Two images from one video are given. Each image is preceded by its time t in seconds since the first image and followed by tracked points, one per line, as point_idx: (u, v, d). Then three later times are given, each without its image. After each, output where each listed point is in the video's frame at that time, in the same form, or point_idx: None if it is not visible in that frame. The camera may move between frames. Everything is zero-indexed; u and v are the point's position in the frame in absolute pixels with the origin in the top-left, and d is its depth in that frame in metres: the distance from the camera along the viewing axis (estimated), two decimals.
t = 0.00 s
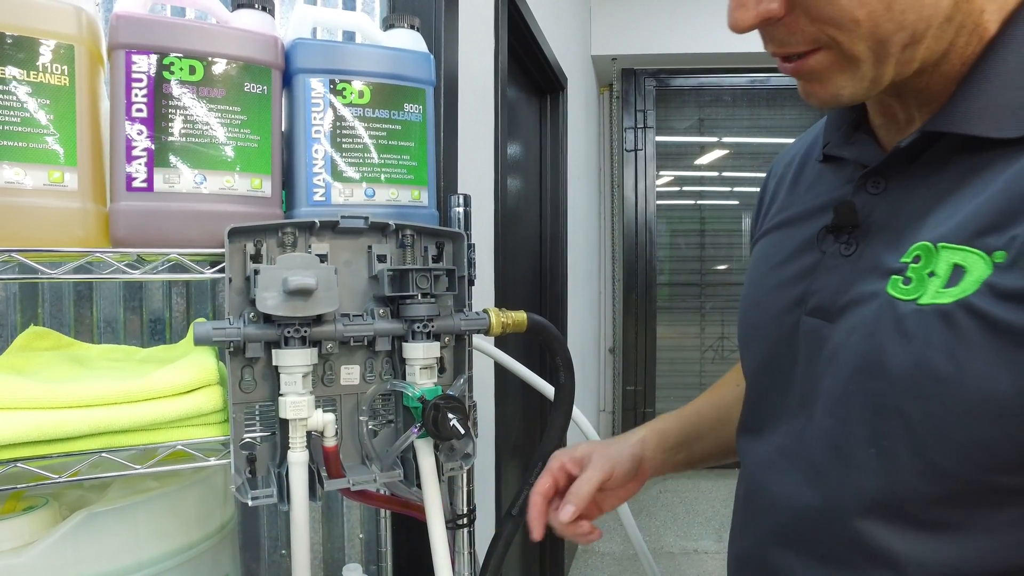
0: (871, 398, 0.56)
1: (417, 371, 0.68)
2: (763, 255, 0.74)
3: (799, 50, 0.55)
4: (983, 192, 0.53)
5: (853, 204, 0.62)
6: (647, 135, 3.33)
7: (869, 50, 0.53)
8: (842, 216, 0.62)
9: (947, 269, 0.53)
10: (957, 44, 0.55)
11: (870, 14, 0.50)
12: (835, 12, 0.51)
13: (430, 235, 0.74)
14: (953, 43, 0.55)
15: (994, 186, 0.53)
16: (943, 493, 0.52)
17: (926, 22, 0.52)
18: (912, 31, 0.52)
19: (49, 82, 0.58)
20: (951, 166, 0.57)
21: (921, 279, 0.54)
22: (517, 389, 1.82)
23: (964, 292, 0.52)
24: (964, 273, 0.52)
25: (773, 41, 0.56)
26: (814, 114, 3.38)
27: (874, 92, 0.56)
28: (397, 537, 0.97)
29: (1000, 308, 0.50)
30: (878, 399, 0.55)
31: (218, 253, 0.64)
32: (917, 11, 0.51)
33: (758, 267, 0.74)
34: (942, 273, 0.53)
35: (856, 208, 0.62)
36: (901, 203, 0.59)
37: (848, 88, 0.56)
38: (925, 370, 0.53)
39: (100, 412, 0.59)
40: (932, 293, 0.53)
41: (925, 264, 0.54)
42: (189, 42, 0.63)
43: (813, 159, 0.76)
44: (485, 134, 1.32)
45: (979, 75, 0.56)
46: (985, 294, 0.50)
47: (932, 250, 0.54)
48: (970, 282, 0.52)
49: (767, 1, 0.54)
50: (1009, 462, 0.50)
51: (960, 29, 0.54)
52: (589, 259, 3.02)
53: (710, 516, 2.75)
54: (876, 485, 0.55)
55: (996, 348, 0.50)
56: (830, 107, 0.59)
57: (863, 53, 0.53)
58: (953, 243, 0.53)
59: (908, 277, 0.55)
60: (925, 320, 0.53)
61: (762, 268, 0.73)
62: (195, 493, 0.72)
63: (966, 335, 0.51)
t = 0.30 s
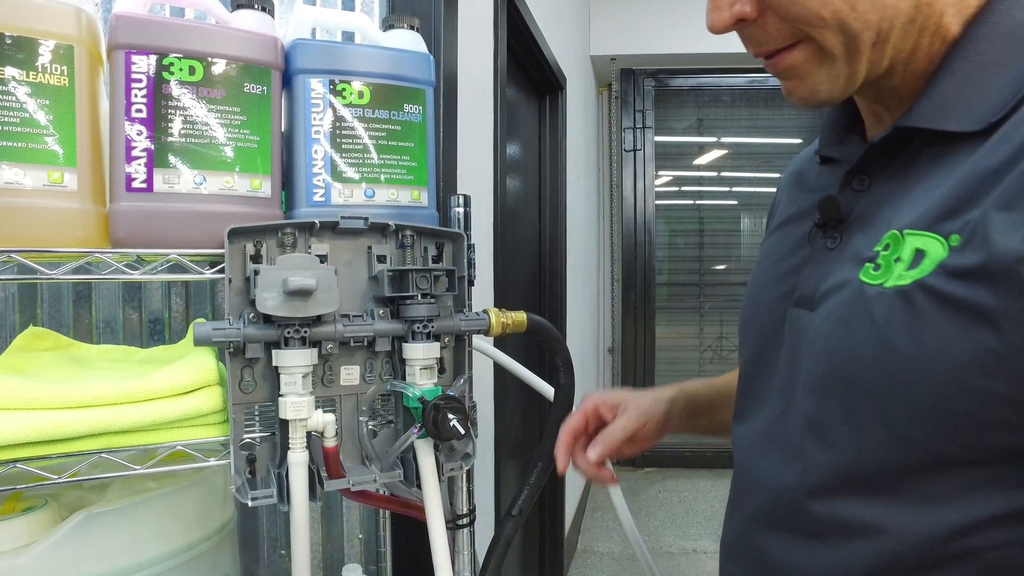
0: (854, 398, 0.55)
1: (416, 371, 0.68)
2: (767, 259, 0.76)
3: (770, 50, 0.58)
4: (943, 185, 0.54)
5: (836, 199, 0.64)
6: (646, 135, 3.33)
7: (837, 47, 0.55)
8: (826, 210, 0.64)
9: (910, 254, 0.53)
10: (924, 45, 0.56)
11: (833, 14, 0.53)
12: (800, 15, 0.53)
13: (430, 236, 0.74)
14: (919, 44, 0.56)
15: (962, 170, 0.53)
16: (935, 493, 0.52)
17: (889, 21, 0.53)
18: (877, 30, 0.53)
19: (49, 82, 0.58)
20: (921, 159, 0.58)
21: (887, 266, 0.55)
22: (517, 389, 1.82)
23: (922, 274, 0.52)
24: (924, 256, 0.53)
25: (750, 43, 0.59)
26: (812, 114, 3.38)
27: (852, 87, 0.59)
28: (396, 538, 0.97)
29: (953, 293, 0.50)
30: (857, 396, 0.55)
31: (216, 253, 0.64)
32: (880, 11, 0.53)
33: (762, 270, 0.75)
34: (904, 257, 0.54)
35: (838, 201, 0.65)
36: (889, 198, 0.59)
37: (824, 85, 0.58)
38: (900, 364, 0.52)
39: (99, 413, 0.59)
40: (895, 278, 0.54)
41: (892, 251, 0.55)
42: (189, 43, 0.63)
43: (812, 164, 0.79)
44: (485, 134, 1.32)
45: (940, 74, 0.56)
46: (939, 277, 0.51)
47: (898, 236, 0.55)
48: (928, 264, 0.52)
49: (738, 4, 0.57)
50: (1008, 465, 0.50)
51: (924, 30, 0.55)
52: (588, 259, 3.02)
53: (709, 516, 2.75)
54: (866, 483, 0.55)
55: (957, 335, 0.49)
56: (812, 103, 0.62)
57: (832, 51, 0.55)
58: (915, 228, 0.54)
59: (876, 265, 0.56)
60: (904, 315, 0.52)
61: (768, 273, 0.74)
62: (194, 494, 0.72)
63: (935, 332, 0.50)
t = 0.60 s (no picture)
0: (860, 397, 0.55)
1: (421, 373, 0.67)
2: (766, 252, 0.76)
3: (775, 42, 0.62)
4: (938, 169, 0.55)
5: (831, 185, 0.66)
6: (646, 135, 3.33)
7: (837, 41, 0.59)
8: (821, 196, 0.66)
9: (904, 232, 0.55)
10: (921, 42, 0.60)
11: (835, 7, 0.56)
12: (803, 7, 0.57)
13: (434, 236, 0.74)
14: (917, 41, 0.59)
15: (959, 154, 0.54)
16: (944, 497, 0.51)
17: (889, 18, 0.56)
18: (878, 24, 0.57)
19: (51, 82, 0.57)
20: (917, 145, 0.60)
21: (882, 244, 0.56)
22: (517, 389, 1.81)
23: (916, 249, 0.53)
24: (919, 233, 0.54)
25: (756, 35, 0.64)
26: (812, 114, 3.38)
27: (851, 81, 0.62)
28: (398, 540, 0.97)
29: (959, 283, 0.50)
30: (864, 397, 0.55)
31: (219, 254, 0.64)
32: (880, 8, 0.56)
33: (761, 261, 0.76)
34: (899, 234, 0.55)
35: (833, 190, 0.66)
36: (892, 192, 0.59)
37: (822, 77, 0.62)
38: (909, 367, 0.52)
39: (102, 416, 0.59)
40: (890, 255, 0.55)
41: (887, 230, 0.56)
42: (192, 42, 0.63)
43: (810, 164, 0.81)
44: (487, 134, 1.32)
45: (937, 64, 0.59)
46: (941, 256, 0.51)
47: (893, 216, 0.56)
48: (923, 240, 0.53)
49: None
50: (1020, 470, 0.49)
51: (922, 27, 0.58)
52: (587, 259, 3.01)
53: (710, 516, 2.75)
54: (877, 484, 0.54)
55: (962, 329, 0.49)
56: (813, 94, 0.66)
57: (831, 44, 0.59)
58: (911, 208, 0.55)
59: (872, 244, 0.57)
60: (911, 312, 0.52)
61: (764, 267, 0.75)
62: (196, 497, 0.71)
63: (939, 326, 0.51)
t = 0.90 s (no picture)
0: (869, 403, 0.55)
1: (424, 378, 0.67)
2: (763, 251, 0.78)
3: (766, 40, 0.62)
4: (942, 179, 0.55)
5: (828, 191, 0.66)
6: (647, 135, 3.32)
7: (831, 40, 0.59)
8: (818, 203, 0.66)
9: (905, 246, 0.55)
10: (916, 45, 0.59)
11: (828, 6, 0.56)
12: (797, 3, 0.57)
13: (437, 240, 0.73)
14: (914, 42, 0.59)
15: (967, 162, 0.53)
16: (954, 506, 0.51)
17: (885, 18, 0.56)
18: (872, 25, 0.57)
19: (52, 85, 0.57)
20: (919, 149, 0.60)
21: (882, 258, 0.56)
22: (518, 390, 1.81)
23: (920, 266, 0.53)
24: (921, 248, 0.54)
25: (746, 35, 0.63)
26: (812, 114, 3.38)
27: (845, 82, 0.62)
28: (400, 544, 0.96)
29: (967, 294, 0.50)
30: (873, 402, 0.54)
31: (221, 259, 0.63)
32: (875, 7, 0.56)
33: (757, 263, 0.77)
34: (901, 250, 0.55)
35: (830, 196, 0.66)
36: (898, 196, 0.58)
37: (815, 78, 0.62)
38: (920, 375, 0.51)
39: (103, 421, 0.58)
40: (891, 271, 0.55)
41: (886, 243, 0.56)
42: (193, 44, 0.62)
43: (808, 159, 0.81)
44: (488, 135, 1.31)
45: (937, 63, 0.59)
46: (950, 264, 0.51)
47: (893, 229, 0.56)
48: (926, 257, 0.53)
49: None
50: None
51: (920, 26, 0.58)
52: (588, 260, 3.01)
53: (711, 517, 2.75)
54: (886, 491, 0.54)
55: (971, 336, 0.49)
56: (804, 96, 0.65)
57: (825, 43, 0.59)
58: (912, 222, 0.55)
59: (870, 258, 0.57)
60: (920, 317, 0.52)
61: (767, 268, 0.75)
62: (197, 503, 0.71)
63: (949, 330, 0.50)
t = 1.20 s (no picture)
0: (894, 407, 0.56)
1: (429, 379, 0.66)
2: (764, 247, 0.80)
3: (767, 50, 0.60)
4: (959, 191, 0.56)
5: (826, 198, 0.67)
6: (649, 135, 3.32)
7: (837, 53, 0.58)
8: (817, 211, 0.67)
9: (916, 270, 0.57)
10: (926, 47, 0.60)
11: (836, 18, 0.55)
12: (804, 18, 0.55)
13: (441, 240, 0.73)
14: (923, 46, 0.60)
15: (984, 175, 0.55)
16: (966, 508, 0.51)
17: (895, 26, 0.56)
18: (880, 35, 0.56)
19: (54, 83, 0.57)
20: (927, 156, 0.61)
21: (892, 281, 0.58)
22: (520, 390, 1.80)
23: (933, 294, 0.55)
24: (934, 274, 0.56)
25: (745, 45, 0.62)
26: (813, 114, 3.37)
27: (847, 90, 0.62)
28: (403, 545, 0.96)
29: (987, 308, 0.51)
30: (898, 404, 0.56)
31: (225, 258, 0.63)
32: (886, 17, 0.55)
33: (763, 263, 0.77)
34: (912, 274, 0.57)
35: (829, 202, 0.67)
36: (918, 205, 0.60)
37: (818, 90, 0.61)
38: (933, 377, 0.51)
39: (106, 421, 0.58)
40: (902, 295, 0.57)
41: (896, 265, 0.58)
42: (196, 42, 0.62)
43: (802, 152, 0.82)
44: (490, 134, 1.31)
45: (947, 68, 0.60)
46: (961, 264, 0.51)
47: (903, 250, 0.58)
48: (939, 284, 0.55)
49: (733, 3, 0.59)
50: None
51: (931, 31, 0.59)
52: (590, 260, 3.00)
53: (713, 517, 2.74)
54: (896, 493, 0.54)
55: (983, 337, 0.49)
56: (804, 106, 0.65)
57: (831, 57, 0.58)
58: (925, 245, 0.57)
59: (879, 278, 0.59)
60: (944, 329, 0.54)
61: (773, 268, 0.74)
62: (200, 504, 0.70)
63: (973, 339, 0.52)
